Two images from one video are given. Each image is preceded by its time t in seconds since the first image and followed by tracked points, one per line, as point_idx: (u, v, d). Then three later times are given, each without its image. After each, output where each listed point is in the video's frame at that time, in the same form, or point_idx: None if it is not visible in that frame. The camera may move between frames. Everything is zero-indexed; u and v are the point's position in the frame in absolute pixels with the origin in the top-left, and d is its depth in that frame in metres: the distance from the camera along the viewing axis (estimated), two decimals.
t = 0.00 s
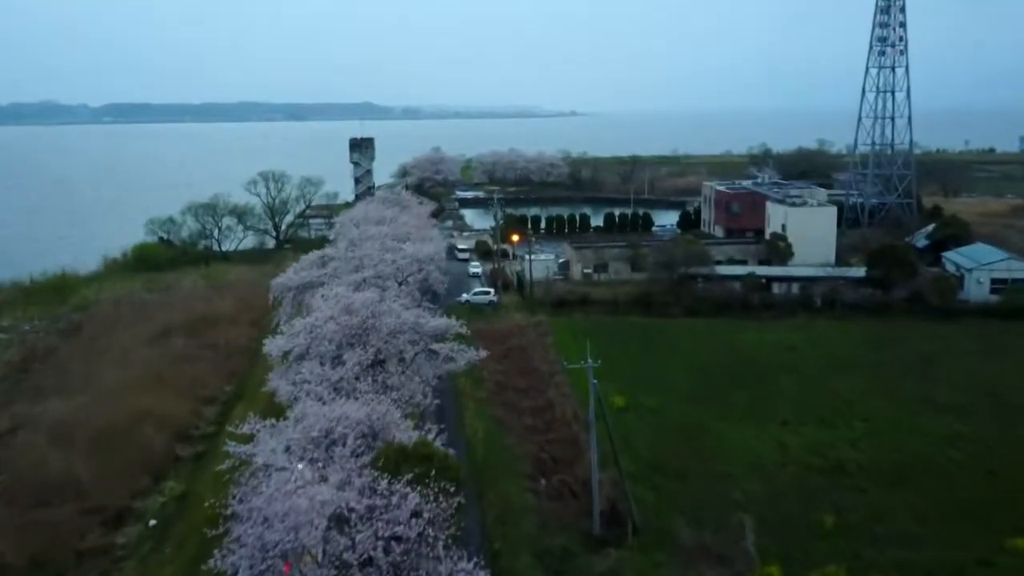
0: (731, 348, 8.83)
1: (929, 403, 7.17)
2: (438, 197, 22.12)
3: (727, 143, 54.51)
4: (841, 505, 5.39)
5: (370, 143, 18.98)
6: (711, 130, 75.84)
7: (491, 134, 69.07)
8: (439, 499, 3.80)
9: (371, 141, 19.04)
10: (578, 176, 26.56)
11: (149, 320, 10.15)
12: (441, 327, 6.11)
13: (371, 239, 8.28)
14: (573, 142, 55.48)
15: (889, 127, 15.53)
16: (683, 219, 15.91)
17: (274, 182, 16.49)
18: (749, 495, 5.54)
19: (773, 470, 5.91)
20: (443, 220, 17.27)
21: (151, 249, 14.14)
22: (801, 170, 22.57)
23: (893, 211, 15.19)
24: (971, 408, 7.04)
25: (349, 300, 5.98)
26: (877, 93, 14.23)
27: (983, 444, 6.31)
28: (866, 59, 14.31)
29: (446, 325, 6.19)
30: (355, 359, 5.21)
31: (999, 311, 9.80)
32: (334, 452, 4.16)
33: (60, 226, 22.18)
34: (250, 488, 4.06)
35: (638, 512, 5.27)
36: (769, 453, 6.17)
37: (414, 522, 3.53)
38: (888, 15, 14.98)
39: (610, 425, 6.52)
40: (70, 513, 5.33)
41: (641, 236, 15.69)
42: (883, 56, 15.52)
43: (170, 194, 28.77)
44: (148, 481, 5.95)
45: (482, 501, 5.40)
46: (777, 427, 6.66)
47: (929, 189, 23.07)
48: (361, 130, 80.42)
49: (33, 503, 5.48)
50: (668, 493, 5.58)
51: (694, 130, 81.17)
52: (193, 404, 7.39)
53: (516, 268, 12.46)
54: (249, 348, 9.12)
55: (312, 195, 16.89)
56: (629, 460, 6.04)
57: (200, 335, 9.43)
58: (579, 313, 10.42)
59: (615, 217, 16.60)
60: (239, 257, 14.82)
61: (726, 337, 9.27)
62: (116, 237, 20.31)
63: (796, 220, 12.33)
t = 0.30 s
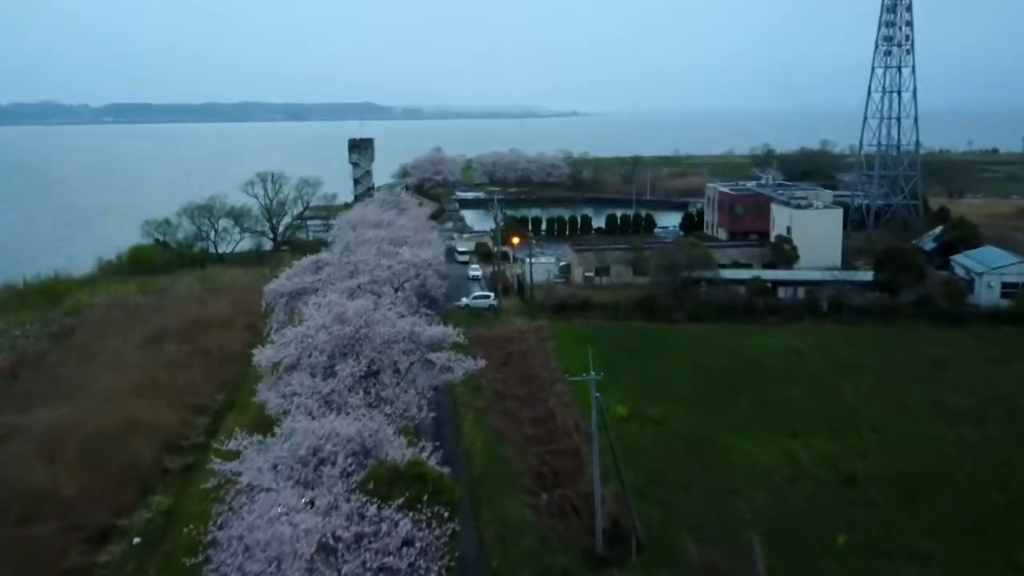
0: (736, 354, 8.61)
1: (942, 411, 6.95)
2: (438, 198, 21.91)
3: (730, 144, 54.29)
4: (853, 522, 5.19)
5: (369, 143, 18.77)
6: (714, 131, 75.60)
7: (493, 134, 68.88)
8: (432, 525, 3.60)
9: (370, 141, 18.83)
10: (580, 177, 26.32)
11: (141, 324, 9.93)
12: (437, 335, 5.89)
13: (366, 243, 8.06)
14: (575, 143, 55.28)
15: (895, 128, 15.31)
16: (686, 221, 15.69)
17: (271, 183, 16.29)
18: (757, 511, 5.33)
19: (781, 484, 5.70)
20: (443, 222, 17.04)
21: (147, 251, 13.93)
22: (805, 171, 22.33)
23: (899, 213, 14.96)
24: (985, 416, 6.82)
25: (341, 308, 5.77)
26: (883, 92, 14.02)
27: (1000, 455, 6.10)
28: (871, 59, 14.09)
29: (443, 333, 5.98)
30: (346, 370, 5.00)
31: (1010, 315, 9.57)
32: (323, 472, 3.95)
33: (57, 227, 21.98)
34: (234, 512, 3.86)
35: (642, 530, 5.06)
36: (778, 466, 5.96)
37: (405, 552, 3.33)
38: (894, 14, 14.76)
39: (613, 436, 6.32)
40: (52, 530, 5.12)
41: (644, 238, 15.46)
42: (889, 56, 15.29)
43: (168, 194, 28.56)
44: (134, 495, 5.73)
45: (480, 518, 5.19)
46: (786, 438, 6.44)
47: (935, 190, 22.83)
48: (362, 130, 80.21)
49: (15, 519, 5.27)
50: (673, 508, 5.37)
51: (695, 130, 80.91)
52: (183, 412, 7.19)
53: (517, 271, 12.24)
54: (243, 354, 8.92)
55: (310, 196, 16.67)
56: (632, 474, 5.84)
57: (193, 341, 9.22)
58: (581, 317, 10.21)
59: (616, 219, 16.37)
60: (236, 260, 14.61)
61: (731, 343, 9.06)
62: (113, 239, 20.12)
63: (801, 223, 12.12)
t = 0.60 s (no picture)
0: (740, 361, 8.41)
1: (954, 423, 6.75)
2: (437, 199, 21.70)
3: (732, 145, 54.07)
4: (865, 541, 4.98)
5: (367, 144, 18.56)
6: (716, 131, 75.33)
7: (493, 134, 68.64)
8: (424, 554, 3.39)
9: (368, 142, 18.63)
10: (580, 177, 26.11)
11: (132, 330, 9.73)
12: (431, 344, 5.68)
13: (360, 247, 7.84)
14: (575, 143, 55.08)
15: (900, 128, 15.11)
16: (687, 223, 15.49)
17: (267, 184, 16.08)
18: (765, 529, 5.12)
19: (790, 500, 5.49)
20: (442, 223, 16.84)
21: (140, 253, 13.71)
22: (807, 172, 22.12)
23: (903, 215, 14.77)
24: (998, 428, 6.62)
25: (331, 314, 5.55)
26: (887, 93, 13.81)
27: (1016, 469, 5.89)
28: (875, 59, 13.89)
29: (437, 343, 5.77)
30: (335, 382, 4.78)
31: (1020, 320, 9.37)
32: (309, 494, 3.74)
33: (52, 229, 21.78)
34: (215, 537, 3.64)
35: (646, 549, 4.85)
36: (786, 481, 5.75)
37: None
38: (898, 12, 14.55)
39: (615, 449, 6.11)
40: (29, 550, 4.91)
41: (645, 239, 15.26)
42: (893, 55, 15.08)
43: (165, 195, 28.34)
44: (116, 510, 5.51)
45: (476, 537, 4.97)
46: (793, 450, 6.24)
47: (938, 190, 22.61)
48: (361, 130, 79.95)
49: None
50: (678, 526, 5.16)
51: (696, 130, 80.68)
52: (172, 422, 6.98)
53: (516, 273, 12.04)
54: (235, 360, 8.71)
55: (306, 198, 16.46)
56: (634, 489, 5.63)
57: (184, 347, 9.01)
58: (581, 322, 10.00)
59: (617, 220, 16.17)
60: (231, 262, 14.41)
61: (735, 349, 8.85)
62: (109, 241, 19.93)
63: (805, 226, 11.91)
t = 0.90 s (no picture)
0: (745, 367, 8.20)
1: (967, 432, 6.54)
2: (435, 200, 21.50)
3: (732, 145, 53.86)
4: (877, 558, 4.77)
5: (365, 144, 18.35)
6: (715, 131, 75.09)
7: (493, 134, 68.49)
8: None
9: (366, 142, 18.42)
10: (580, 178, 25.89)
11: (123, 335, 9.52)
12: (426, 353, 5.47)
13: (354, 251, 7.62)
14: (575, 144, 54.88)
15: (904, 128, 14.91)
16: (689, 224, 15.28)
17: (263, 185, 15.88)
18: (774, 545, 4.92)
19: (798, 514, 5.29)
20: (441, 225, 16.63)
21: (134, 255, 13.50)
22: (809, 172, 21.90)
23: (908, 216, 14.57)
24: (1012, 438, 6.41)
25: (321, 322, 5.34)
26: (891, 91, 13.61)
27: None
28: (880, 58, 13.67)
29: (432, 351, 5.55)
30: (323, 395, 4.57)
31: None
32: (293, 518, 3.54)
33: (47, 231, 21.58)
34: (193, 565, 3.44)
35: (650, 570, 4.65)
36: (793, 495, 5.54)
37: None
38: (903, 11, 14.33)
39: (616, 463, 5.91)
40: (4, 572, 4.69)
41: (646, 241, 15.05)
42: (897, 54, 14.87)
43: (162, 195, 28.16)
44: (98, 527, 5.30)
45: (472, 556, 4.76)
46: (800, 461, 6.04)
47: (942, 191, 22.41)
48: (361, 130, 79.76)
49: None
50: (682, 543, 4.96)
51: (696, 130, 80.46)
52: (159, 432, 6.76)
53: (515, 276, 11.82)
54: (227, 365, 8.49)
55: (303, 199, 16.24)
56: (636, 504, 5.43)
57: (175, 353, 8.80)
58: (582, 327, 9.79)
59: (618, 222, 15.95)
60: (226, 265, 14.19)
61: (739, 354, 8.63)
62: (104, 242, 19.74)
63: (809, 228, 11.69)
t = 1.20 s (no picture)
0: (750, 374, 7.99)
1: (981, 443, 6.32)
2: (434, 201, 21.29)
3: (733, 145, 53.64)
4: None
5: (362, 144, 18.14)
6: (716, 131, 74.89)
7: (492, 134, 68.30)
8: None
9: (363, 142, 18.20)
10: (580, 178, 25.63)
11: (113, 341, 9.30)
12: (419, 363, 5.24)
13: (348, 255, 7.40)
14: (575, 143, 54.62)
15: (909, 128, 14.69)
16: (690, 226, 15.07)
17: (259, 186, 15.66)
18: (784, 565, 4.70)
19: (809, 531, 5.07)
20: (439, 226, 16.40)
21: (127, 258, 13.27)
22: (811, 172, 21.67)
23: (913, 218, 14.36)
24: None
25: (310, 331, 5.11)
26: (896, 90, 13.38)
27: None
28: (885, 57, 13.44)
29: (426, 361, 5.33)
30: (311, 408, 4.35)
31: None
32: (276, 545, 3.33)
33: (42, 231, 21.37)
34: None
35: None
36: (803, 511, 5.32)
37: None
38: (909, 9, 14.11)
39: (618, 477, 5.70)
40: None
41: (647, 243, 14.81)
42: (903, 53, 14.65)
43: (159, 195, 27.96)
44: (78, 544, 5.09)
45: None
46: (808, 474, 5.83)
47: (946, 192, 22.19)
48: (360, 130, 79.53)
49: None
50: (688, 562, 4.74)
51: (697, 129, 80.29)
52: (146, 442, 6.55)
53: (514, 279, 11.60)
54: (218, 372, 8.27)
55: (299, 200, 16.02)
56: (640, 520, 5.21)
57: (165, 360, 8.57)
58: (582, 331, 9.56)
59: (618, 223, 15.72)
60: (220, 267, 13.96)
61: (743, 360, 8.42)
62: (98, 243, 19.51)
63: (814, 230, 11.47)
